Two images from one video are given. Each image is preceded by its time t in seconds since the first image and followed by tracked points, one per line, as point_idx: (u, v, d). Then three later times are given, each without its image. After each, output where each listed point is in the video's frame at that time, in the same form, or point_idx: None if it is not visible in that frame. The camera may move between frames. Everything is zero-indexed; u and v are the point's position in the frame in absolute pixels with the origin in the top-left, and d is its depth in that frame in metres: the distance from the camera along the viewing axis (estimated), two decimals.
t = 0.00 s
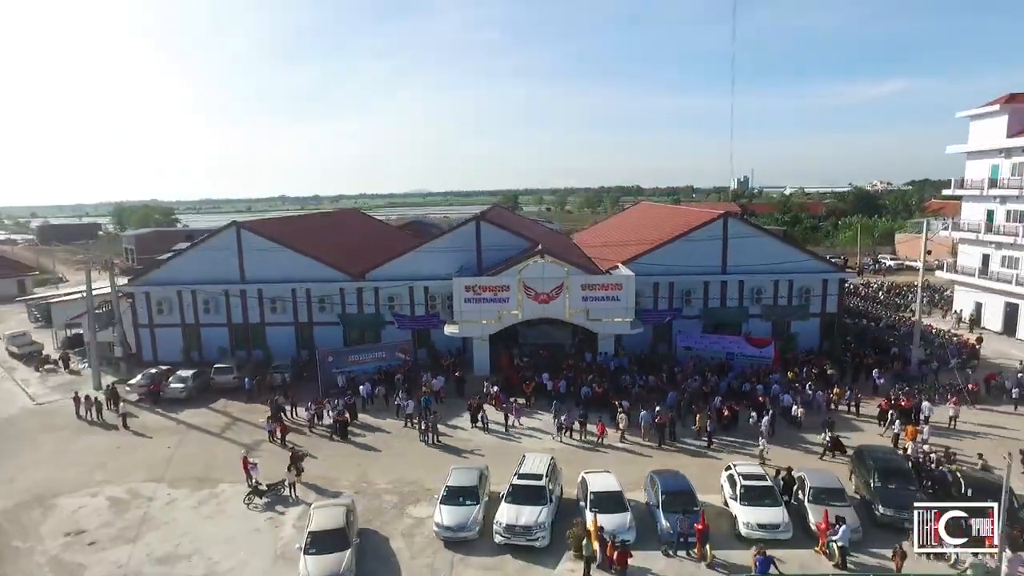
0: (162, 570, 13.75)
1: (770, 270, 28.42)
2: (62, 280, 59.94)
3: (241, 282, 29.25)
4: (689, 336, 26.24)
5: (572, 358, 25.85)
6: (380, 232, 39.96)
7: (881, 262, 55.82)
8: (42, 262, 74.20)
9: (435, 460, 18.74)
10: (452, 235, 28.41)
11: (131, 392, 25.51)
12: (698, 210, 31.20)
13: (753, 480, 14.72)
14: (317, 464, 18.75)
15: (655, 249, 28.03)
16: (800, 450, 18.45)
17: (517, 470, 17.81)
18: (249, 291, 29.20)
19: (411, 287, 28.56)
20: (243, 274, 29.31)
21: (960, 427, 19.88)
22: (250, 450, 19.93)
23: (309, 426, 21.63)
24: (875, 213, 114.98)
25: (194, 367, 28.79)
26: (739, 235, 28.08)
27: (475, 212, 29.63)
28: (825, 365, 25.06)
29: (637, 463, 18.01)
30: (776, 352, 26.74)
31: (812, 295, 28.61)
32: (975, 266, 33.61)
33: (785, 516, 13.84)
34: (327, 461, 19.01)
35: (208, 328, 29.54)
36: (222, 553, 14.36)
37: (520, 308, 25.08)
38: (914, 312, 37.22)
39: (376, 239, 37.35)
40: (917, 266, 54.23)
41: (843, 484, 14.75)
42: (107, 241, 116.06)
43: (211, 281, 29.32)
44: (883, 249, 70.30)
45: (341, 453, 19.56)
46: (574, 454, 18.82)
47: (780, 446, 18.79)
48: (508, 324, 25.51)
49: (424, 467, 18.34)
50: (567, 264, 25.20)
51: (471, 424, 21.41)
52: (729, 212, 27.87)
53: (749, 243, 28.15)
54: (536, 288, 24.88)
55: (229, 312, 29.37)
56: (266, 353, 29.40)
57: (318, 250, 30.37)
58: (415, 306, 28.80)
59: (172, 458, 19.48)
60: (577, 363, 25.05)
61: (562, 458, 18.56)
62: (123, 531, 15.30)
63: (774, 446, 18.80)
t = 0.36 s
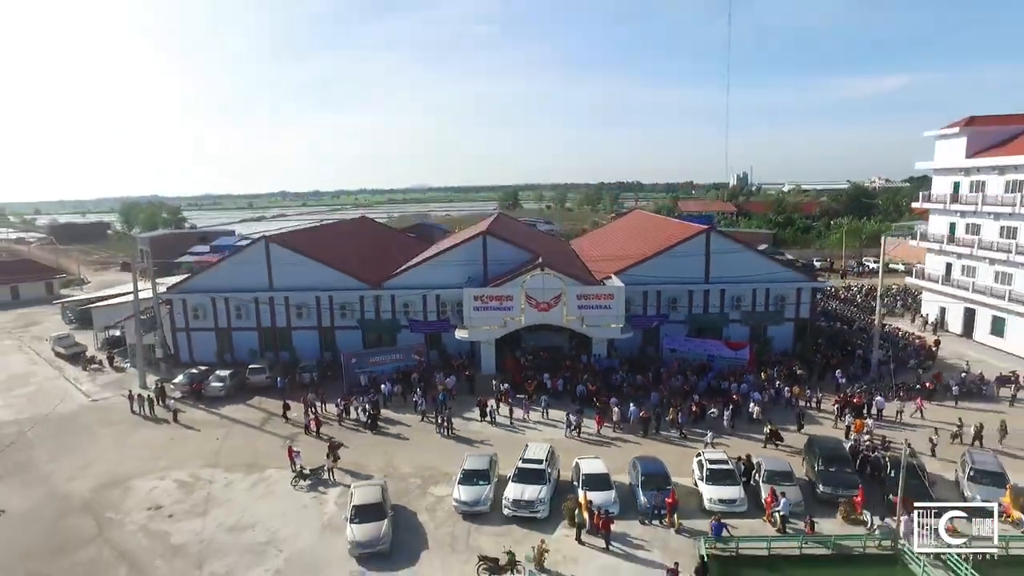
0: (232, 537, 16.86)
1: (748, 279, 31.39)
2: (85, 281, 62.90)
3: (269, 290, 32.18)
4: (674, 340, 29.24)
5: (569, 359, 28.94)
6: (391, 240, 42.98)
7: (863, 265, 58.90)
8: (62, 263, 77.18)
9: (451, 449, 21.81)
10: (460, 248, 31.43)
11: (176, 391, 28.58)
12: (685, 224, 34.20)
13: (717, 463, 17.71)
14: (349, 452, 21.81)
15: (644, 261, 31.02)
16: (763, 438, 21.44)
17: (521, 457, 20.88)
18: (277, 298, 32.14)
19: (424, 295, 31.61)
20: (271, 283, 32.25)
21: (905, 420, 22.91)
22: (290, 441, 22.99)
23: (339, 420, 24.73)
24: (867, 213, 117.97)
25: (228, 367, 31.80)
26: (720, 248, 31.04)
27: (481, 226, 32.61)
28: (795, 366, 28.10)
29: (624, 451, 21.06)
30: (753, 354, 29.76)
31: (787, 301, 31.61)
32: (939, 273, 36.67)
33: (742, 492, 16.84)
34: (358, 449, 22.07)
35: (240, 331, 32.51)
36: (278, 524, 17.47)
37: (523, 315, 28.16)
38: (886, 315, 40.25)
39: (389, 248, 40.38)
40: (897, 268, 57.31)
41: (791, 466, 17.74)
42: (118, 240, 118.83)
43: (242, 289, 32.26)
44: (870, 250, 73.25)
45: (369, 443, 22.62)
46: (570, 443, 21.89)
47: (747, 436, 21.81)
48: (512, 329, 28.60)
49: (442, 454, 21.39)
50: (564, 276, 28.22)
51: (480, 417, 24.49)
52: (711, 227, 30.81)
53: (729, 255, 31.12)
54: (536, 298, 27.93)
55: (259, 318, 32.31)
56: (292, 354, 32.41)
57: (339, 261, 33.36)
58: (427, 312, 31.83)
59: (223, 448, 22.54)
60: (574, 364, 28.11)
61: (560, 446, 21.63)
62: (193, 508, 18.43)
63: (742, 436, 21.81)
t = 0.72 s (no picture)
0: (278, 509, 20.05)
1: (728, 283, 34.35)
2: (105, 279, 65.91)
3: (291, 293, 35.01)
4: (659, 338, 32.32)
5: (565, 356, 32.16)
6: (400, 243, 46.00)
7: (846, 263, 61.92)
8: (79, 261, 80.03)
9: (460, 435, 24.99)
10: (467, 255, 34.51)
11: (210, 383, 31.74)
12: (672, 231, 37.18)
13: (687, 446, 20.84)
14: (371, 438, 24.97)
15: (633, 266, 34.07)
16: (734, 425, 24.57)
17: (521, 441, 24.07)
18: (299, 300, 35.03)
19: (433, 297, 34.70)
20: (293, 286, 35.04)
21: (859, 410, 26.09)
22: (318, 429, 26.14)
23: (360, 410, 27.94)
24: (860, 210, 120.81)
25: (255, 363, 34.79)
26: (702, 255, 34.07)
27: (485, 234, 35.62)
28: (768, 362, 31.29)
29: (611, 437, 24.22)
30: (731, 351, 32.85)
31: (763, 303, 34.60)
32: (907, 276, 39.72)
33: (707, 471, 19.97)
34: (379, 436, 25.23)
35: (264, 330, 35.40)
36: (316, 498, 20.65)
37: (523, 316, 31.30)
38: (860, 314, 43.27)
39: (397, 252, 43.43)
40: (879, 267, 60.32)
41: (751, 449, 20.85)
42: (128, 236, 121.46)
43: (266, 291, 35.07)
44: (857, 248, 76.09)
45: (388, 430, 25.76)
46: (565, 430, 25.05)
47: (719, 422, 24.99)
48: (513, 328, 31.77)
49: (453, 440, 24.56)
50: (560, 281, 31.30)
51: (486, 407, 27.70)
52: (694, 236, 33.81)
53: (710, 261, 34.14)
54: (536, 301, 31.02)
55: (282, 317, 35.20)
56: (313, 351, 35.44)
57: (354, 265, 36.35)
58: (437, 312, 34.89)
59: (261, 435, 25.69)
60: (569, 360, 31.33)
61: (555, 432, 24.82)
62: (242, 485, 21.61)
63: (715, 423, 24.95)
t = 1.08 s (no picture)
0: (309, 484, 23.11)
1: (710, 283, 37.29)
2: (121, 273, 68.72)
3: (308, 291, 37.92)
4: (645, 333, 35.33)
5: (560, 349, 35.25)
6: (405, 241, 48.86)
7: (831, 258, 64.82)
8: (93, 255, 82.78)
9: (465, 421, 28.04)
10: (469, 257, 37.49)
11: (235, 373, 34.76)
12: (660, 234, 40.10)
13: (664, 430, 23.88)
14: (386, 423, 28.03)
15: (623, 267, 37.01)
16: (709, 412, 27.61)
17: (519, 425, 27.16)
18: (314, 297, 37.94)
19: (439, 295, 37.69)
20: (309, 285, 37.96)
21: (822, 398, 29.16)
22: (338, 415, 29.20)
23: (375, 398, 31.05)
24: (852, 204, 123.51)
25: (274, 355, 37.77)
26: (687, 257, 37.00)
27: (486, 237, 38.59)
28: (745, 355, 34.37)
29: (599, 422, 27.27)
30: (712, 345, 35.90)
31: (743, 301, 37.53)
32: (879, 274, 42.67)
33: (680, 451, 22.93)
34: (393, 421, 28.27)
35: (283, 325, 38.33)
36: (341, 475, 23.71)
37: (522, 313, 34.29)
38: (838, 309, 46.18)
39: (404, 251, 46.32)
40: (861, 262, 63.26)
41: (720, 433, 23.88)
42: (136, 230, 123.98)
43: (284, 290, 37.97)
44: (845, 243, 78.81)
45: (401, 416, 28.82)
46: (558, 416, 28.12)
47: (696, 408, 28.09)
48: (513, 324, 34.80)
49: (459, 425, 27.63)
50: (556, 282, 34.25)
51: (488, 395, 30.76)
52: (679, 239, 36.73)
53: (694, 263, 37.08)
54: (533, 300, 34.00)
55: (299, 313, 38.11)
56: (328, 344, 38.41)
57: (365, 266, 39.28)
58: (442, 309, 37.88)
59: (287, 422, 28.75)
60: (563, 354, 34.43)
61: (550, 418, 27.91)
62: (275, 464, 24.67)
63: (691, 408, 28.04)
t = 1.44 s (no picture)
0: (335, 460, 26.36)
1: (695, 278, 40.33)
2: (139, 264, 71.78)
3: (323, 285, 41.02)
4: (634, 325, 38.49)
5: (556, 339, 38.46)
6: (412, 237, 51.90)
7: (817, 250, 67.81)
8: (107, 247, 85.73)
9: (471, 405, 31.24)
10: (473, 254, 40.60)
11: (260, 361, 37.99)
12: (650, 231, 43.12)
13: (646, 412, 26.96)
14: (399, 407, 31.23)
15: (614, 263, 40.04)
16: (689, 396, 30.81)
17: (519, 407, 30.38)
18: (329, 291, 41.05)
19: (445, 289, 40.85)
20: (325, 279, 41.06)
21: (792, 384, 32.36)
22: (355, 400, 32.41)
23: (388, 384, 34.30)
24: (845, 194, 126.25)
25: (293, 345, 40.98)
26: (673, 253, 40.02)
27: (488, 236, 41.68)
28: (725, 345, 37.56)
29: (590, 405, 30.45)
30: (696, 336, 39.10)
31: (726, 295, 40.58)
32: (855, 269, 45.71)
33: (661, 430, 26.02)
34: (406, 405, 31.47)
35: (300, 317, 41.49)
36: (362, 452, 26.97)
37: (521, 306, 37.46)
38: (818, 299, 49.21)
39: (410, 246, 49.38)
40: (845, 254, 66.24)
41: (695, 414, 26.92)
42: (144, 220, 126.70)
43: (301, 284, 41.07)
44: (834, 235, 81.70)
45: (412, 401, 32.03)
46: (554, 399, 31.34)
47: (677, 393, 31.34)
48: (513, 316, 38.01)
49: (465, 408, 30.84)
50: (552, 278, 37.35)
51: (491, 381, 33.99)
52: (666, 237, 39.73)
53: (680, 259, 40.10)
54: (532, 294, 37.14)
55: (316, 306, 41.26)
56: (342, 334, 41.60)
57: (376, 261, 42.37)
58: (448, 302, 41.02)
59: (310, 406, 31.95)
60: (559, 344, 37.66)
61: (547, 401, 31.14)
62: (304, 443, 27.92)
63: (673, 393, 31.29)
